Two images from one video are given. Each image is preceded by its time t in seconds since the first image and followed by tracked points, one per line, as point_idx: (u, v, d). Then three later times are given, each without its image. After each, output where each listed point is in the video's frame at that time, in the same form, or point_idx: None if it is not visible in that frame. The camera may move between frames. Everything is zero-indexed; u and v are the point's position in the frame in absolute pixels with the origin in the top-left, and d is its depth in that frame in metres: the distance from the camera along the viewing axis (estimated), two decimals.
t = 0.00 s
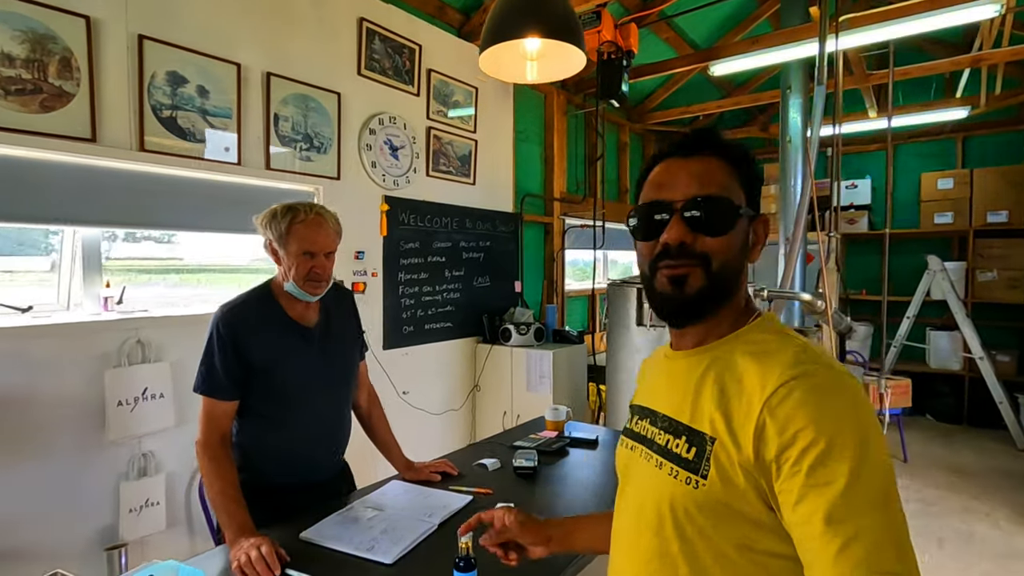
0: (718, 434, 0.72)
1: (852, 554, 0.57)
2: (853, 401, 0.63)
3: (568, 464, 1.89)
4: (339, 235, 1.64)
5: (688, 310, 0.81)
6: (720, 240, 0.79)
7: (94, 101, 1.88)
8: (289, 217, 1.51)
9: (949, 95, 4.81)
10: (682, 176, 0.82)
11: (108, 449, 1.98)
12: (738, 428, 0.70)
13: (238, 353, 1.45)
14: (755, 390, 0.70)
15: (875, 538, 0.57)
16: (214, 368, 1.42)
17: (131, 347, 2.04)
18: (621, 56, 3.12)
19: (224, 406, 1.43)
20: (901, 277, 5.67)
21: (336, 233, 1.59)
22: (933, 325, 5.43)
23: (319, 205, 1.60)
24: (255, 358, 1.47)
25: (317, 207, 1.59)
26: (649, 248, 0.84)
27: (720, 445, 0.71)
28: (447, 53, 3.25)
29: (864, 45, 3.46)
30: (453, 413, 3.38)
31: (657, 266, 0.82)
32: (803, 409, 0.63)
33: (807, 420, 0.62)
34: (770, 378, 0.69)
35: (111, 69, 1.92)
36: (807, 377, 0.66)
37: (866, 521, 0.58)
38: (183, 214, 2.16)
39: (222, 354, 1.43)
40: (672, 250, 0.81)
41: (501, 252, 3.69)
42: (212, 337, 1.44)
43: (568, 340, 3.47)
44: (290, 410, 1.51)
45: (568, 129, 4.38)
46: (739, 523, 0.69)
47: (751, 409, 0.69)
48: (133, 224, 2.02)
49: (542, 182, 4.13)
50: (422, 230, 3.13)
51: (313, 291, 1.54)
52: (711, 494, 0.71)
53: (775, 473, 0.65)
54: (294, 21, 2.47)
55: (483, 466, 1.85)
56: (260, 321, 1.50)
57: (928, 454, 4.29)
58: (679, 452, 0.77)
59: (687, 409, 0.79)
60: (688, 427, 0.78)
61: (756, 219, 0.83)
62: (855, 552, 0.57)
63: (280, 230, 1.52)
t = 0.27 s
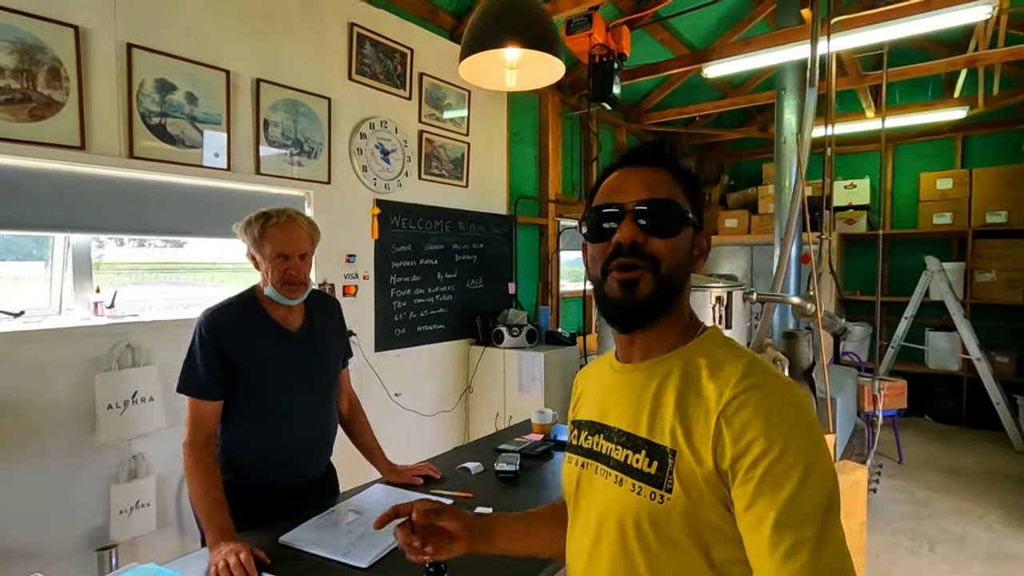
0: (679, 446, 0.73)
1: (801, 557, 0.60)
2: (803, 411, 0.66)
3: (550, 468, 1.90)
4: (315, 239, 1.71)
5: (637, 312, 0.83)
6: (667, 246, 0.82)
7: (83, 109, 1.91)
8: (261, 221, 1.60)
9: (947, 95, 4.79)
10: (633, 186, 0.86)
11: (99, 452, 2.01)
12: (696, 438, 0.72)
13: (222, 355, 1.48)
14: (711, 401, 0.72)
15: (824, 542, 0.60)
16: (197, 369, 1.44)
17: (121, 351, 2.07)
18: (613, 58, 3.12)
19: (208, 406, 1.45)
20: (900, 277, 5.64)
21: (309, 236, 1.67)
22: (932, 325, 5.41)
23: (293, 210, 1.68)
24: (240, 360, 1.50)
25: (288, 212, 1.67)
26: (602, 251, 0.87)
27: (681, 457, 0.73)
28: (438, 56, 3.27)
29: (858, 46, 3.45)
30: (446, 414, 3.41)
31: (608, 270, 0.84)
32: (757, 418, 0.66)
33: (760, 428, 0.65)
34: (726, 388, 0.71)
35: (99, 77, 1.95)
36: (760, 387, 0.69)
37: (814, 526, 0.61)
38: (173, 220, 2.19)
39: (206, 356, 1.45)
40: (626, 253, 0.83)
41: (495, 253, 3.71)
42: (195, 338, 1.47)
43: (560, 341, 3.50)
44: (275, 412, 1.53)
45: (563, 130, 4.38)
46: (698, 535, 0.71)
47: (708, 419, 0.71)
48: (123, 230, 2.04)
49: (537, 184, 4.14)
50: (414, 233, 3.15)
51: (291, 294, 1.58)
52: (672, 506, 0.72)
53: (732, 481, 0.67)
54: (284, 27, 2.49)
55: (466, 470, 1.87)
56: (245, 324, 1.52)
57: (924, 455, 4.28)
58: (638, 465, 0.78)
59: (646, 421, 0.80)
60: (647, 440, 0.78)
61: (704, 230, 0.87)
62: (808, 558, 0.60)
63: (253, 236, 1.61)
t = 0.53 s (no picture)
0: (659, 456, 0.73)
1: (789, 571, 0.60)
2: (786, 420, 0.66)
3: (536, 464, 1.93)
4: (311, 239, 1.76)
5: (555, 356, 0.93)
6: (539, 302, 0.89)
7: (78, 110, 1.95)
8: (258, 222, 1.66)
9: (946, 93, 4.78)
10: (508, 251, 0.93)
11: (94, 446, 2.05)
12: (679, 448, 0.72)
13: (219, 350, 1.52)
14: (693, 410, 0.71)
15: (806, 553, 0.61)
16: (195, 362, 1.48)
17: (116, 348, 2.11)
18: (606, 58, 3.13)
19: (207, 398, 1.49)
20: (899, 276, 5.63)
21: (305, 237, 1.72)
22: (931, 324, 5.39)
23: (288, 211, 1.73)
24: (236, 356, 1.54)
25: (285, 212, 1.72)
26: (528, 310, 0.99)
27: (661, 466, 0.73)
28: (433, 57, 3.29)
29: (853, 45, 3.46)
30: (440, 411, 3.45)
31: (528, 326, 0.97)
32: (741, 429, 0.65)
33: (744, 439, 0.65)
34: (708, 398, 0.71)
35: (95, 79, 1.98)
36: (742, 397, 0.68)
37: (799, 538, 0.61)
38: (168, 219, 2.23)
39: (203, 351, 1.49)
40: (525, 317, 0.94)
41: (490, 252, 3.74)
42: (191, 333, 1.51)
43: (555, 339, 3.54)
44: (271, 405, 1.57)
45: (560, 130, 4.40)
46: (680, 543, 0.72)
47: (690, 429, 0.71)
48: (118, 229, 2.08)
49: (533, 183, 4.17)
50: (409, 232, 3.19)
51: (286, 292, 1.63)
52: (654, 516, 0.73)
53: (715, 493, 0.67)
54: (278, 29, 2.53)
55: (453, 465, 1.90)
56: (240, 320, 1.56)
57: (920, 454, 4.28)
58: (620, 474, 0.78)
59: (627, 430, 0.80)
60: (628, 449, 0.78)
61: (564, 262, 0.84)
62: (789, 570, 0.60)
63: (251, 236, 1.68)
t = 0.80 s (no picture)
0: (660, 437, 0.72)
1: (790, 561, 0.59)
2: (790, 406, 0.64)
3: (535, 451, 1.97)
4: (311, 232, 1.80)
5: (572, 349, 0.93)
6: (551, 293, 0.89)
7: (90, 106, 2.00)
8: (261, 213, 1.70)
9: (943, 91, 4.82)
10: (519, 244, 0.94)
11: (105, 434, 2.10)
12: (679, 431, 0.71)
13: (225, 338, 1.55)
14: (694, 395, 0.70)
15: (812, 541, 0.60)
16: (203, 349, 1.51)
17: (126, 338, 2.16)
18: (606, 56, 3.17)
19: (214, 383, 1.52)
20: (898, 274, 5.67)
21: (306, 229, 1.77)
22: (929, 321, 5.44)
23: (291, 205, 1.78)
24: (242, 344, 1.57)
25: (286, 205, 1.77)
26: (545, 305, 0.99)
27: (662, 447, 0.72)
28: (435, 55, 3.34)
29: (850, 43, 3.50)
30: (442, 404, 3.49)
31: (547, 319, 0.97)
32: (742, 414, 0.64)
33: (744, 426, 0.64)
34: (711, 382, 0.69)
35: (105, 76, 2.03)
36: (744, 381, 0.67)
37: (802, 527, 0.60)
38: (176, 213, 2.28)
39: (210, 339, 1.52)
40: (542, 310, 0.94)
41: (491, 248, 3.79)
42: (198, 323, 1.54)
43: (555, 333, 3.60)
44: (275, 391, 1.61)
45: (560, 128, 4.45)
46: (679, 523, 0.71)
47: (690, 414, 0.70)
48: (128, 222, 2.13)
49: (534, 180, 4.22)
50: (411, 227, 3.24)
51: (287, 280, 1.67)
52: (652, 495, 0.72)
53: (714, 479, 0.66)
54: (283, 27, 2.58)
55: (455, 452, 1.94)
56: (245, 309, 1.59)
57: (918, 449, 4.32)
58: (620, 454, 0.78)
59: (629, 411, 0.79)
60: (630, 430, 0.78)
61: (571, 253, 0.84)
62: (792, 559, 0.59)
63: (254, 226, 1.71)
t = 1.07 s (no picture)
0: (649, 432, 0.76)
1: (777, 539, 0.62)
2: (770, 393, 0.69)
3: (525, 449, 2.00)
4: (288, 230, 1.79)
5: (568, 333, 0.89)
6: (585, 262, 0.85)
7: (86, 109, 2.02)
8: (237, 214, 1.69)
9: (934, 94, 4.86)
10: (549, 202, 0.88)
11: (101, 432, 2.13)
12: (668, 426, 0.74)
13: (201, 343, 1.55)
14: (681, 389, 0.74)
15: (796, 522, 0.63)
16: (175, 357, 1.52)
17: (121, 338, 2.19)
18: (598, 59, 3.21)
19: (188, 389, 1.53)
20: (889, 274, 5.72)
21: (282, 228, 1.74)
22: (920, 321, 5.48)
23: (266, 203, 1.75)
24: (218, 348, 1.57)
25: (262, 204, 1.74)
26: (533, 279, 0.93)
27: (651, 441, 0.75)
28: (429, 57, 3.37)
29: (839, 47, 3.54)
30: (436, 403, 3.53)
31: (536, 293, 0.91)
32: (726, 403, 0.69)
33: (730, 414, 0.68)
34: (695, 375, 0.74)
35: (101, 79, 2.06)
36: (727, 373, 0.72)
37: (787, 507, 0.63)
38: (171, 214, 2.31)
39: (185, 344, 1.53)
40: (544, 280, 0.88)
41: (485, 248, 3.82)
42: (173, 328, 1.55)
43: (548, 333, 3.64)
44: (253, 393, 1.61)
45: (554, 129, 4.48)
46: (671, 519, 0.73)
47: (679, 407, 0.74)
48: (124, 223, 2.16)
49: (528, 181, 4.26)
50: (405, 228, 3.27)
51: (265, 281, 1.65)
52: (645, 491, 0.74)
53: (703, 466, 0.69)
54: (278, 30, 2.60)
55: (446, 450, 1.98)
56: (219, 313, 1.60)
57: (907, 447, 4.36)
58: (610, 453, 0.80)
59: (617, 410, 0.82)
60: (618, 428, 0.80)
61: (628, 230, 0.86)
62: (780, 539, 0.62)
63: (230, 227, 1.69)
